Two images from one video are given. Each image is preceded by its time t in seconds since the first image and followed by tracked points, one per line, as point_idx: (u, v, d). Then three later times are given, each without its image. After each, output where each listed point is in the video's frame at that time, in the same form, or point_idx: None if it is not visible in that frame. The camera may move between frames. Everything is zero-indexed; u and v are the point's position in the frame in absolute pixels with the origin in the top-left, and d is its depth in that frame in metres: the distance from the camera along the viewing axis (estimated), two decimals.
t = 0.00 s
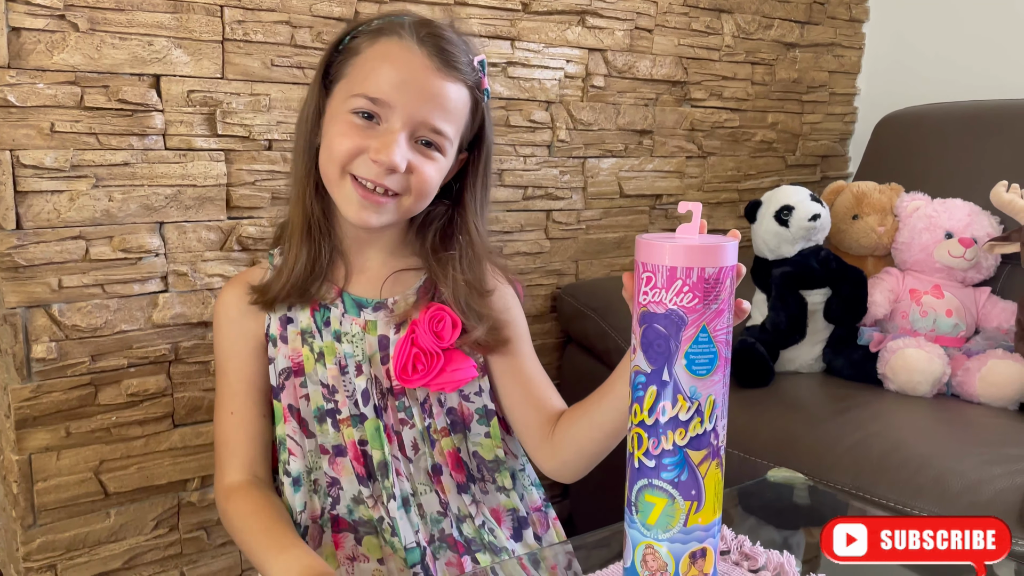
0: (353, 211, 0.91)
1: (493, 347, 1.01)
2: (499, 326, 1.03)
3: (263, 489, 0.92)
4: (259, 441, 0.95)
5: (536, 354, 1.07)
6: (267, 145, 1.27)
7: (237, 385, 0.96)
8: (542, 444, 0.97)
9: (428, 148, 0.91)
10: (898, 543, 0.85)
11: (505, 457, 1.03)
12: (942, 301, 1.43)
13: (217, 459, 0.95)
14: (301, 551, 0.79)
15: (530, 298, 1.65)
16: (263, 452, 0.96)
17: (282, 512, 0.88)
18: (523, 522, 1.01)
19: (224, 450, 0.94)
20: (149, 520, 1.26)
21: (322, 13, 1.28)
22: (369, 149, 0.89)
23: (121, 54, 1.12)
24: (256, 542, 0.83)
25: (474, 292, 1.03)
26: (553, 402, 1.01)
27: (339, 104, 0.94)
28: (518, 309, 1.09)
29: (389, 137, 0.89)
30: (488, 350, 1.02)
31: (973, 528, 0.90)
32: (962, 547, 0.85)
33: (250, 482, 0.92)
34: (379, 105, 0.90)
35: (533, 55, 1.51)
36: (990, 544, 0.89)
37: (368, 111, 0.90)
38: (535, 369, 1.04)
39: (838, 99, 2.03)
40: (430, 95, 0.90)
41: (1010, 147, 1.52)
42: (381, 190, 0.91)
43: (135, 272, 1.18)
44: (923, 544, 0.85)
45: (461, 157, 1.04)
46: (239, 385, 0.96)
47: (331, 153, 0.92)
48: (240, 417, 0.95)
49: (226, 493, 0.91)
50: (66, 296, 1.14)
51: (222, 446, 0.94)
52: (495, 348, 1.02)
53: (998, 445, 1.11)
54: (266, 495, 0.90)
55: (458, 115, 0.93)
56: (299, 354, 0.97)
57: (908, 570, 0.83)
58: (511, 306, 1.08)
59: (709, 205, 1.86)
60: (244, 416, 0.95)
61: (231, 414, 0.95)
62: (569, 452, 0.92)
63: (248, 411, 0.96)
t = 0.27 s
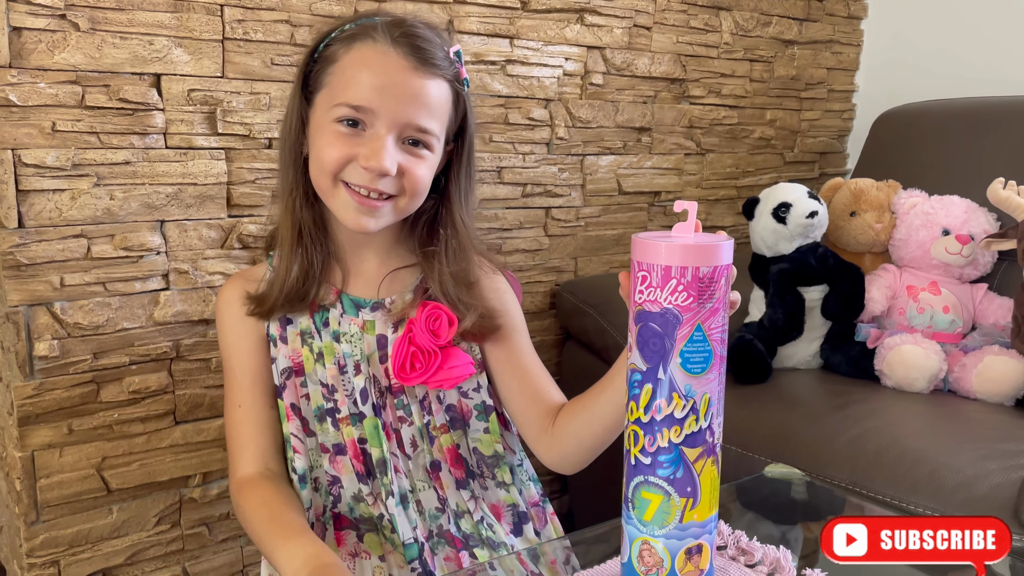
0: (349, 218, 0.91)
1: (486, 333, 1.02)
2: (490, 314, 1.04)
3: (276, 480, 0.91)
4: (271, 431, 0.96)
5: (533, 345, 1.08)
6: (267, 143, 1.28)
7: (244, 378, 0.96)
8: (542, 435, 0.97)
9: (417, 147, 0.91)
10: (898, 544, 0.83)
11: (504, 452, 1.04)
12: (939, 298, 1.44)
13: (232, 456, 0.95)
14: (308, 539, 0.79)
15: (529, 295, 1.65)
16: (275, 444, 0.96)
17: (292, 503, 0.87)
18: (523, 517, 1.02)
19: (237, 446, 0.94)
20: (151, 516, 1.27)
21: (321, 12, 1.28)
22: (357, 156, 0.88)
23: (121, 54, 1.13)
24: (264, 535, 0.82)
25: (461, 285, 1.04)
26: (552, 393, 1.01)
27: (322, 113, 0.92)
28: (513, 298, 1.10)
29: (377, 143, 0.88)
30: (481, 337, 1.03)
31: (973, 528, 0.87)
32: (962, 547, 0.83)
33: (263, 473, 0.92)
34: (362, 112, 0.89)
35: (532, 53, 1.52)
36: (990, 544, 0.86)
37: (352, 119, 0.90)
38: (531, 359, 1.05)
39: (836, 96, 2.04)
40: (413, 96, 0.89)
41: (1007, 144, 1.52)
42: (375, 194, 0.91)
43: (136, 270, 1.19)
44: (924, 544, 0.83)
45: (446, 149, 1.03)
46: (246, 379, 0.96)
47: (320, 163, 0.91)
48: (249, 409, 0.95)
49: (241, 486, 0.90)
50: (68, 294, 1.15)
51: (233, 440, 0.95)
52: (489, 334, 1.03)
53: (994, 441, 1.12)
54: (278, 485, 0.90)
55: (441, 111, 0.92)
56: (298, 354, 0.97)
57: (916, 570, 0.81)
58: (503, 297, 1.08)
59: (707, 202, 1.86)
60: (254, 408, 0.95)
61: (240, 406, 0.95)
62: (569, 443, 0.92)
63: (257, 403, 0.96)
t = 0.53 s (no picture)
0: (349, 218, 0.91)
1: (485, 323, 1.04)
2: (490, 302, 1.05)
3: (284, 474, 0.92)
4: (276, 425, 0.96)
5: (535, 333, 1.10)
6: (268, 145, 1.29)
7: (248, 373, 0.97)
8: (550, 419, 0.99)
9: (409, 142, 0.91)
10: (898, 544, 0.84)
11: (511, 442, 1.05)
12: (936, 297, 1.44)
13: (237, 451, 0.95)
14: (313, 540, 0.79)
15: (528, 295, 1.66)
16: (280, 437, 0.96)
17: (299, 500, 0.88)
18: (531, 510, 1.03)
19: (242, 440, 0.94)
20: (152, 515, 1.28)
21: (321, 14, 1.29)
22: (350, 157, 0.89)
23: (123, 56, 1.13)
24: (271, 535, 0.83)
25: (458, 277, 1.04)
26: (557, 377, 1.03)
27: (312, 118, 0.93)
28: (513, 286, 1.12)
29: (369, 142, 0.88)
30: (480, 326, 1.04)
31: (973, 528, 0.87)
32: (962, 547, 0.83)
33: (269, 468, 0.92)
34: (351, 113, 0.90)
35: (531, 54, 1.53)
36: (990, 544, 0.85)
37: (341, 120, 0.90)
38: (534, 345, 1.07)
39: (834, 96, 2.04)
40: (399, 92, 0.90)
41: (1004, 143, 1.53)
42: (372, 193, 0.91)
43: (138, 271, 1.20)
44: (923, 544, 0.83)
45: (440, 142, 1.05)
46: (251, 373, 0.97)
47: (315, 167, 0.91)
48: (253, 403, 0.96)
49: (248, 481, 0.91)
50: (70, 295, 1.16)
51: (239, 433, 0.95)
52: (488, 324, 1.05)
53: (990, 439, 1.13)
54: (285, 481, 0.90)
55: (430, 105, 0.93)
56: (303, 349, 0.98)
57: (918, 570, 0.82)
58: (503, 285, 1.10)
59: (706, 202, 1.87)
60: (259, 402, 0.96)
61: (245, 401, 0.96)
62: (578, 425, 0.94)
63: (262, 397, 0.96)
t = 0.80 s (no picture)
0: (356, 228, 0.92)
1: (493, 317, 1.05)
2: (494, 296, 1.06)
3: (282, 477, 0.92)
4: (274, 429, 0.96)
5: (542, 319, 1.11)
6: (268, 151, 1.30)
7: (247, 376, 0.97)
8: (570, 393, 0.99)
9: (411, 149, 0.93)
10: (898, 543, 0.84)
11: (517, 434, 1.06)
12: (932, 300, 1.45)
13: (234, 454, 0.95)
14: (314, 544, 0.80)
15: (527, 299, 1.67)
16: (279, 443, 0.96)
17: (299, 504, 0.88)
18: (536, 505, 1.04)
19: (240, 443, 0.94)
20: (154, 518, 1.29)
21: (321, 21, 1.30)
22: (357, 168, 0.90)
23: (125, 64, 1.15)
24: (271, 539, 0.83)
25: (460, 275, 1.05)
26: (569, 353, 1.04)
27: (315, 131, 0.94)
28: (515, 280, 1.13)
29: (374, 153, 0.89)
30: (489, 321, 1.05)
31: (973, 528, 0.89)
32: (962, 547, 0.84)
33: (268, 471, 0.92)
34: (356, 124, 0.90)
35: (529, 60, 1.54)
36: (990, 544, 0.87)
37: (346, 132, 0.91)
38: (543, 328, 1.08)
39: (831, 100, 2.06)
40: (401, 100, 0.90)
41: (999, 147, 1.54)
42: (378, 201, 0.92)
43: (140, 276, 1.21)
44: (923, 544, 0.84)
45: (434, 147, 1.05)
46: (249, 376, 0.97)
47: (320, 179, 0.92)
48: (252, 407, 0.96)
49: (247, 484, 0.91)
50: (73, 300, 1.17)
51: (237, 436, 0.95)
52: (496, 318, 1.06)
53: (984, 441, 1.13)
54: (283, 484, 0.91)
55: (430, 112, 0.94)
56: (304, 354, 0.99)
57: (914, 570, 0.82)
58: (505, 280, 1.11)
59: (704, 206, 1.88)
60: (257, 406, 0.96)
61: (244, 405, 0.96)
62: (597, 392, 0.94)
63: (261, 401, 0.96)
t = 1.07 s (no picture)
0: (366, 238, 0.93)
1: (482, 315, 1.07)
2: (484, 295, 1.08)
3: (280, 483, 0.93)
4: (271, 437, 0.97)
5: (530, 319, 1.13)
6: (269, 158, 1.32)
7: (243, 384, 0.98)
8: (562, 399, 1.01)
9: (416, 159, 0.94)
10: (898, 543, 0.85)
11: (512, 439, 1.07)
12: (928, 304, 1.46)
13: (232, 460, 0.96)
14: (313, 547, 0.81)
15: (526, 303, 1.68)
16: (277, 450, 0.97)
17: (297, 510, 0.89)
18: (531, 510, 1.05)
19: (238, 451, 0.95)
20: (156, 522, 1.30)
21: (322, 29, 1.32)
22: (366, 179, 0.90)
23: (128, 72, 1.16)
24: (271, 544, 0.84)
25: (450, 276, 1.07)
26: (561, 358, 1.05)
27: (320, 142, 0.93)
28: (504, 280, 1.15)
29: (384, 163, 0.90)
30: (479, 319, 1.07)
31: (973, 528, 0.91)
32: (962, 547, 0.86)
33: (265, 477, 0.93)
34: (364, 135, 0.91)
35: (527, 67, 1.55)
36: (989, 544, 0.90)
37: (354, 142, 0.91)
38: (532, 329, 1.10)
39: (828, 105, 2.07)
40: (408, 111, 0.91)
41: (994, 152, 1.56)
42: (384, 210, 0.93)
43: (142, 282, 1.22)
44: (923, 543, 0.85)
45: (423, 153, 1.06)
46: (245, 384, 0.98)
47: (328, 190, 0.92)
48: (249, 415, 0.96)
49: (245, 490, 0.91)
50: (76, 306, 1.18)
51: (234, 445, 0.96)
52: (484, 316, 1.07)
53: (980, 444, 1.14)
54: (281, 489, 0.92)
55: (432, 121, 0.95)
56: (301, 363, 1.00)
57: (908, 570, 0.82)
58: (494, 279, 1.12)
59: (702, 210, 1.90)
60: (254, 414, 0.97)
61: (240, 413, 0.97)
62: (591, 401, 0.96)
63: (257, 408, 0.97)
